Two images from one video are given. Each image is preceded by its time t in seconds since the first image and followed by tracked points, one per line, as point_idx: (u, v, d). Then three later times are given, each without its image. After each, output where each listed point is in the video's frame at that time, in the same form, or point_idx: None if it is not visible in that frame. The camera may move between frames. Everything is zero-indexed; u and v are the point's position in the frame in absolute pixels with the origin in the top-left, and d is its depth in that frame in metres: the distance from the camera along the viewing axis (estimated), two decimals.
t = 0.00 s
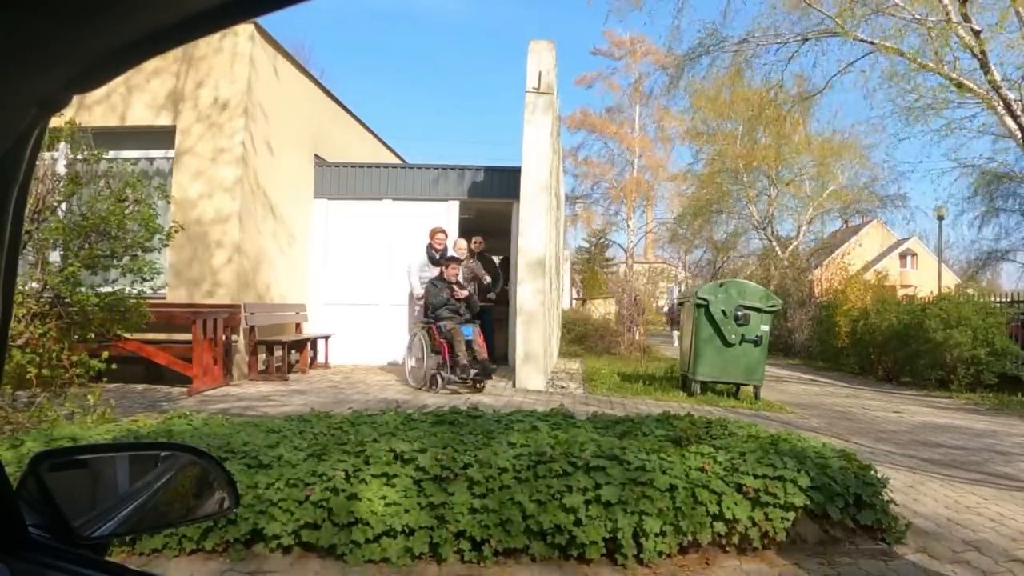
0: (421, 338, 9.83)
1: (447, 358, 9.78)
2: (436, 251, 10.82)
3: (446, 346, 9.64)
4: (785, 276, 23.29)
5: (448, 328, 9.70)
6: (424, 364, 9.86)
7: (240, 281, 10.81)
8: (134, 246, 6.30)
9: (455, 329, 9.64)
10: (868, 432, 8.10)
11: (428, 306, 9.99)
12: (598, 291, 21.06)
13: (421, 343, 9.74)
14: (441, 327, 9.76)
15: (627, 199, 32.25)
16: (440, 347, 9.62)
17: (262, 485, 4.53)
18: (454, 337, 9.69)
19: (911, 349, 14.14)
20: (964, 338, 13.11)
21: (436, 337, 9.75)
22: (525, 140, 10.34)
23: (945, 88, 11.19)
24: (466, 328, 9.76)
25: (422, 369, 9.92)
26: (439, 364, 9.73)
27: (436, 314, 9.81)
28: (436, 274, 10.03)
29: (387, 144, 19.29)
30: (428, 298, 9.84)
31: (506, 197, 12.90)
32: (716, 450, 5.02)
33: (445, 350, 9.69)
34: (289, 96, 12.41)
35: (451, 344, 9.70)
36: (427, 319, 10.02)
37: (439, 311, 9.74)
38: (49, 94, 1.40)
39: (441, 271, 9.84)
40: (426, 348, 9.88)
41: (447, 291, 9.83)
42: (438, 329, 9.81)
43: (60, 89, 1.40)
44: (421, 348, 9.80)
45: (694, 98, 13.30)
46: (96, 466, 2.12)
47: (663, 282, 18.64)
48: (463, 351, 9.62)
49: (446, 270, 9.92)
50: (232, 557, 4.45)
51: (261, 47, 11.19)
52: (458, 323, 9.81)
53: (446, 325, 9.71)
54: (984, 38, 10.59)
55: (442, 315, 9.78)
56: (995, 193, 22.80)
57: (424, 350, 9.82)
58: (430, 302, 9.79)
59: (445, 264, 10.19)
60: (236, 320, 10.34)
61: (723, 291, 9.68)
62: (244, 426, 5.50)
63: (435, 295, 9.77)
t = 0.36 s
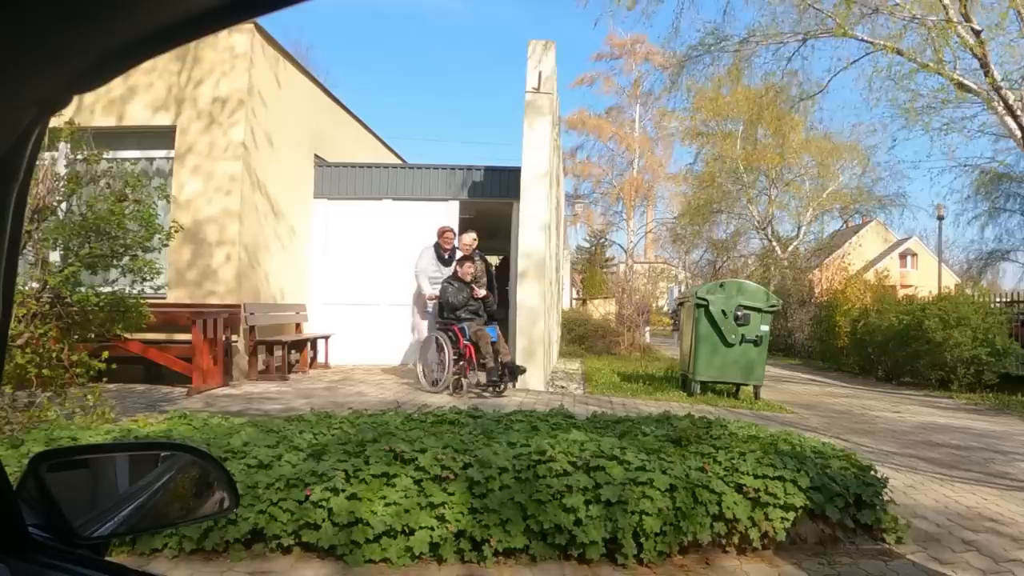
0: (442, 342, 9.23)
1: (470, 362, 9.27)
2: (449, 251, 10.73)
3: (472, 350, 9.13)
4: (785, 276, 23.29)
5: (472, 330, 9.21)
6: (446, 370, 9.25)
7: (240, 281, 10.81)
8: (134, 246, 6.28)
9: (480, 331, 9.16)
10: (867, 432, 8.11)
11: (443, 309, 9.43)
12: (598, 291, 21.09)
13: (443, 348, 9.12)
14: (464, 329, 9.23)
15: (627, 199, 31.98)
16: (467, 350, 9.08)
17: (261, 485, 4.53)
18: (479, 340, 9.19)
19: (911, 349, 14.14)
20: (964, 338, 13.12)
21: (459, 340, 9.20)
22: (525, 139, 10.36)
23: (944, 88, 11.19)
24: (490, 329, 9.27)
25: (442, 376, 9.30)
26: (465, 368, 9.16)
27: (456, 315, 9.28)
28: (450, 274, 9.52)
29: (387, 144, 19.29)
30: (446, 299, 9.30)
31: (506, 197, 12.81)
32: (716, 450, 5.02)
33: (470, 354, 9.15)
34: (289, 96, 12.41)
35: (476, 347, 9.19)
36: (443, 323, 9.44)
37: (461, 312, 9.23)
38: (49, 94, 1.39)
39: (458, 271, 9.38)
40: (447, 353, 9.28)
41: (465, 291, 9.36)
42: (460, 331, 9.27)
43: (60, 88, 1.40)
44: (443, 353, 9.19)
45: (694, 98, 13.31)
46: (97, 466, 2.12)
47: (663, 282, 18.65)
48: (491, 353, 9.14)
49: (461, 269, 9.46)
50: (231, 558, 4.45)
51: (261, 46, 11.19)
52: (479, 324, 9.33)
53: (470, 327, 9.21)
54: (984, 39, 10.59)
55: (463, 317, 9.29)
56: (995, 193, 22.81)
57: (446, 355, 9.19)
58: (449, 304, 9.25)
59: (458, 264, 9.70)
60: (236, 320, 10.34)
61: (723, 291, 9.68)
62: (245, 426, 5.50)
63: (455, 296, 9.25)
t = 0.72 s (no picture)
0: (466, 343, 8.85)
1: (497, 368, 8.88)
2: (460, 251, 10.52)
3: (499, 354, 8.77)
4: (785, 276, 23.27)
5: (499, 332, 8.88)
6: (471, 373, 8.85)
7: (240, 281, 10.81)
8: (134, 247, 6.28)
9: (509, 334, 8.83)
10: (867, 432, 8.10)
11: (466, 311, 9.11)
12: (598, 291, 21.08)
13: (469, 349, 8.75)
14: (490, 332, 8.88)
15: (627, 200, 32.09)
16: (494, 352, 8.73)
17: (261, 485, 4.54)
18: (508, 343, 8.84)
19: (911, 349, 14.14)
20: (964, 338, 13.11)
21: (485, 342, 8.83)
22: (525, 139, 10.34)
23: (944, 88, 11.18)
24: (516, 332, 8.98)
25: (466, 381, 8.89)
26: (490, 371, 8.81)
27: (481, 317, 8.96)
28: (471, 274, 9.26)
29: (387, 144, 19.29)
30: (469, 299, 9.02)
31: (505, 197, 12.83)
32: (716, 450, 5.02)
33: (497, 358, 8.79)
34: (288, 96, 12.41)
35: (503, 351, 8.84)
36: (466, 325, 9.11)
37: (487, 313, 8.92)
38: (49, 94, 1.40)
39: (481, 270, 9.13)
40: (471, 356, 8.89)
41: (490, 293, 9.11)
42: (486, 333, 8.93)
43: (60, 89, 1.40)
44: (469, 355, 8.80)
45: (694, 97, 13.30)
46: (97, 466, 2.12)
47: (662, 282, 18.64)
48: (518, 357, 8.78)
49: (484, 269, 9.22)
50: (232, 557, 4.46)
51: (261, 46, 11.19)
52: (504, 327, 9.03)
53: (497, 328, 8.88)
54: (984, 39, 10.59)
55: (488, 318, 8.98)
56: (995, 193, 22.82)
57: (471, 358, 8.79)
58: (474, 304, 8.95)
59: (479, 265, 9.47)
60: (236, 320, 10.34)
61: (723, 291, 9.68)
62: (245, 426, 5.50)
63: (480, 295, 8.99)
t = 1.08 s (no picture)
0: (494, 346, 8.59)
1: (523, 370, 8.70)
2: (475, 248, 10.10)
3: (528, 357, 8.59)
4: (785, 276, 23.27)
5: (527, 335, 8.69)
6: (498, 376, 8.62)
7: (241, 281, 10.82)
8: (134, 247, 6.28)
9: (538, 337, 8.66)
10: (867, 432, 8.10)
11: (490, 312, 8.86)
12: (598, 291, 21.08)
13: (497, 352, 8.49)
14: (518, 334, 8.68)
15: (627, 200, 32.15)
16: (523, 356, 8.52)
17: (261, 485, 4.54)
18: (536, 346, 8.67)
19: (911, 349, 14.14)
20: (964, 338, 13.11)
21: (512, 345, 8.60)
22: (524, 138, 10.32)
23: (944, 88, 11.18)
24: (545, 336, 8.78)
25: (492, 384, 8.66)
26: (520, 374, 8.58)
27: (507, 318, 8.73)
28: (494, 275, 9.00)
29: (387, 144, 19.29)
30: (495, 301, 8.76)
31: (505, 197, 12.84)
32: (716, 450, 5.01)
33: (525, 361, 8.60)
34: (288, 95, 12.40)
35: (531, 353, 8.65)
36: (490, 327, 8.85)
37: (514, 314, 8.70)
38: (48, 95, 1.40)
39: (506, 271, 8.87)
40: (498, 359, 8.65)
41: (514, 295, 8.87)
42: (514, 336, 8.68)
43: (60, 89, 1.40)
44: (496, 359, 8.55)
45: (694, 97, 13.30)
46: (97, 466, 2.12)
47: (662, 282, 18.63)
48: (546, 361, 8.62)
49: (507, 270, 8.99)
50: (231, 557, 4.46)
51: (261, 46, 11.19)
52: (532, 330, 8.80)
53: (525, 331, 8.68)
54: (983, 39, 10.59)
55: (514, 320, 8.76)
56: (995, 193, 22.82)
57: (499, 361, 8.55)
58: (501, 306, 8.70)
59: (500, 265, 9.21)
60: (236, 320, 10.34)
61: (723, 291, 9.67)
62: (245, 426, 5.50)
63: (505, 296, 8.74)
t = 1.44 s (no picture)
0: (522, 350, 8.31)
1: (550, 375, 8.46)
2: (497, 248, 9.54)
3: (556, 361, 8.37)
4: (785, 276, 23.28)
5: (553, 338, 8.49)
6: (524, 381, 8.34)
7: (240, 280, 10.82)
8: (134, 247, 6.28)
9: (564, 341, 8.47)
10: (867, 432, 8.10)
11: (515, 315, 8.64)
12: (598, 291, 21.08)
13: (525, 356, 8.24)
14: (545, 337, 8.47)
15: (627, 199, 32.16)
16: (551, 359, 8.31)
17: (261, 485, 4.54)
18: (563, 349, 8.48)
19: (911, 348, 14.14)
20: (964, 338, 13.11)
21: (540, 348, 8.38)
22: (524, 136, 10.33)
23: (944, 88, 11.17)
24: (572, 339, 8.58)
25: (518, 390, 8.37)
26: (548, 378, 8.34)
27: (533, 322, 8.50)
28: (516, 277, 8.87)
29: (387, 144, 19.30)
30: (520, 303, 8.55)
31: (505, 197, 12.84)
32: (716, 450, 5.01)
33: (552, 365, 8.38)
34: (288, 95, 12.40)
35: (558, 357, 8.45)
36: (515, 330, 8.63)
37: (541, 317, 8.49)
38: (48, 94, 1.40)
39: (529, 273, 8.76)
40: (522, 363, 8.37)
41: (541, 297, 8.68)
42: (542, 339, 8.47)
43: (59, 89, 1.40)
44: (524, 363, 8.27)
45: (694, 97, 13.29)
46: (97, 466, 2.12)
47: (662, 282, 18.63)
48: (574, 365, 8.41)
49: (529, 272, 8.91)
50: (231, 557, 4.46)
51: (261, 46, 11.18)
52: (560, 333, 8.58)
53: (552, 334, 8.50)
54: (983, 38, 10.58)
55: (540, 323, 8.54)
56: (995, 193, 22.80)
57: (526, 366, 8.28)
58: (527, 308, 8.48)
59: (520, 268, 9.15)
60: (236, 320, 10.34)
61: (723, 291, 9.66)
62: (245, 426, 5.50)
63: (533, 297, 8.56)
